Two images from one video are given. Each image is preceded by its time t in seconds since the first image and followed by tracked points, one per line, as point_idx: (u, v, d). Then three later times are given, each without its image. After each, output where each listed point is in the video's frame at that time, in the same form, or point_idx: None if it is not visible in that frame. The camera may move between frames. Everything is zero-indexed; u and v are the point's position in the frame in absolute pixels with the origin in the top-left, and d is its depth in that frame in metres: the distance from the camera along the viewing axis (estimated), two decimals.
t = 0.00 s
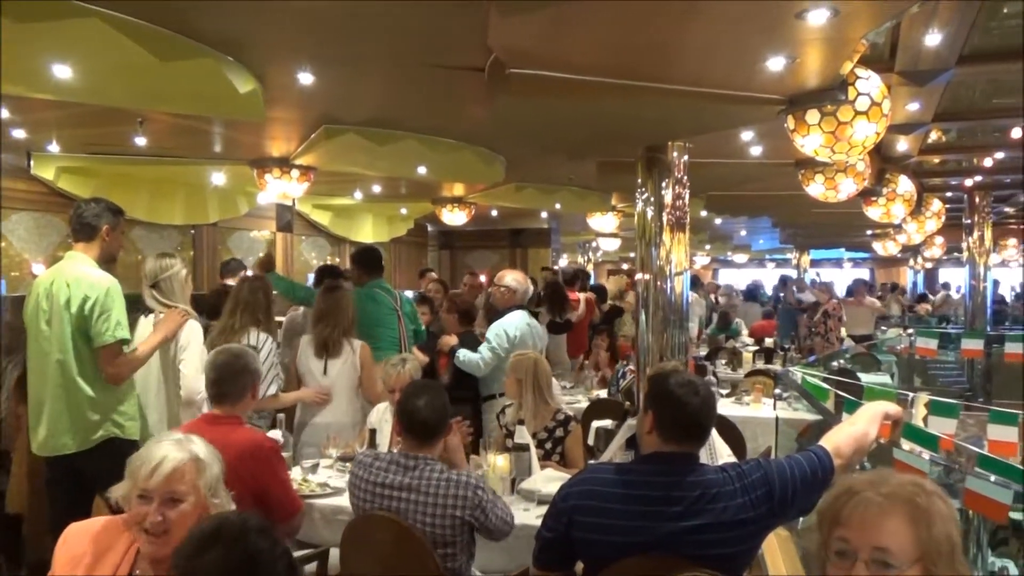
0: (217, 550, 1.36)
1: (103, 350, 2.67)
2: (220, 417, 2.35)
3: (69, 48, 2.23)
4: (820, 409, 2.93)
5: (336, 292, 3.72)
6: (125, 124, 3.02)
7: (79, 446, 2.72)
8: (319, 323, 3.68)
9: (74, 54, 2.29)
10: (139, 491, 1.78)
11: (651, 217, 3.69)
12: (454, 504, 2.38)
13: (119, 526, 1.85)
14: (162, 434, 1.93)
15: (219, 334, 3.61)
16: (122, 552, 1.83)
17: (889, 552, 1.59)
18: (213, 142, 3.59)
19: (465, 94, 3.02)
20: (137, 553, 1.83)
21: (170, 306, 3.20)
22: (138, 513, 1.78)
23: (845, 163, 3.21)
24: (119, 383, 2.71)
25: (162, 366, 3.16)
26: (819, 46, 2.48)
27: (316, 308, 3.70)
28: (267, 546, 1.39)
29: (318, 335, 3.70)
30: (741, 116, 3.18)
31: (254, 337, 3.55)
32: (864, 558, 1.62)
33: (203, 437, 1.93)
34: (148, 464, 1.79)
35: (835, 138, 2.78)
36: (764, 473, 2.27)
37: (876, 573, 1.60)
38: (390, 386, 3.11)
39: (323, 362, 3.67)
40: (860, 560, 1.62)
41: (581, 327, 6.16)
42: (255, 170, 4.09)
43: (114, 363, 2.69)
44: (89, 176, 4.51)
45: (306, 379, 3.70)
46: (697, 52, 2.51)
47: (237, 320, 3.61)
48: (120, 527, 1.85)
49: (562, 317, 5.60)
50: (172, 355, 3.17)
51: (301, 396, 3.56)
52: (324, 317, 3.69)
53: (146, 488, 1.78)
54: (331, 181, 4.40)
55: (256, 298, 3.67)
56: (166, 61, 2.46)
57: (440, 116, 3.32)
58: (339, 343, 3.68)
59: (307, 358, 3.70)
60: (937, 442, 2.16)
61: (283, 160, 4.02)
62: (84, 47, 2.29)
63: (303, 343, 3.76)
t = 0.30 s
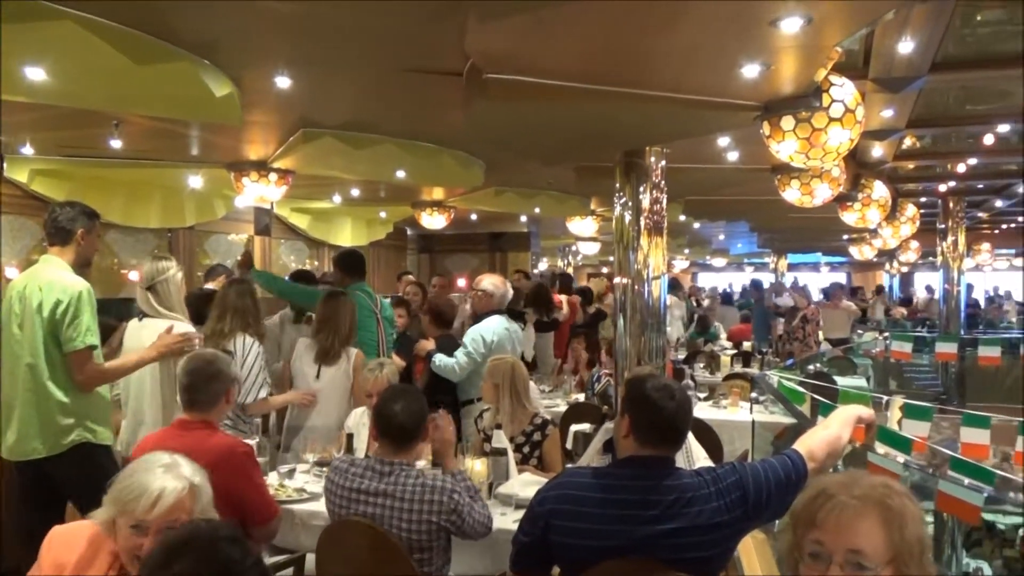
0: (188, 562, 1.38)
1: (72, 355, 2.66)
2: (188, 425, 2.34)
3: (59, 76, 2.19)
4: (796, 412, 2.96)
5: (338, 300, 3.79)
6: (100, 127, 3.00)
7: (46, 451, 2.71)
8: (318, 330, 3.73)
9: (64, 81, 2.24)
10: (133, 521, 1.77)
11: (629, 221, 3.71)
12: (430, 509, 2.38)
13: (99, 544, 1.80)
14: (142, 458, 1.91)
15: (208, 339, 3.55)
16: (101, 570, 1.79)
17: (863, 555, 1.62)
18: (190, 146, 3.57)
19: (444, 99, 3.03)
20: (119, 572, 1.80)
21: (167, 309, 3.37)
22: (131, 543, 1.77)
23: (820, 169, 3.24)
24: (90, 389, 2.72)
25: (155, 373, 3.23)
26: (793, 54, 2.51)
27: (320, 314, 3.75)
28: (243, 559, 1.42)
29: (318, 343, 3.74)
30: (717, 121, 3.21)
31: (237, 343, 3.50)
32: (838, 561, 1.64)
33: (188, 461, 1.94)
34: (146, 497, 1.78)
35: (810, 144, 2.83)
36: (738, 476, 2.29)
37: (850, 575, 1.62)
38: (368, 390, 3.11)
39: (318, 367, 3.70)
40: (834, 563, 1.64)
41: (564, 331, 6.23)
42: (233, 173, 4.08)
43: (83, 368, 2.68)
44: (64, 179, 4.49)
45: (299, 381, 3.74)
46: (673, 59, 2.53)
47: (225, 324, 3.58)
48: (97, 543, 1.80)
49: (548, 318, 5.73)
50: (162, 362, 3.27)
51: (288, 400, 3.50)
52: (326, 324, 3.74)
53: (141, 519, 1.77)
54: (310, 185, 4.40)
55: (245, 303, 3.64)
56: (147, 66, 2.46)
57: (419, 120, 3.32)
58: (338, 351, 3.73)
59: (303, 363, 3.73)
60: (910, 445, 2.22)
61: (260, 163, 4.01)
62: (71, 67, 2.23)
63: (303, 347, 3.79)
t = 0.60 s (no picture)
0: (168, 557, 1.38)
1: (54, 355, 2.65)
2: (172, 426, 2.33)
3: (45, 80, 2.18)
4: (777, 415, 2.97)
5: (335, 303, 3.80)
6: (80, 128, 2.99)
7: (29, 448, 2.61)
8: (315, 331, 3.72)
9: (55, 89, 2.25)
10: (125, 525, 1.76)
11: (612, 224, 3.73)
12: (412, 511, 2.37)
13: (88, 547, 1.79)
14: (128, 462, 1.90)
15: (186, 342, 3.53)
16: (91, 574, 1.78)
17: (846, 558, 1.64)
18: (173, 146, 3.56)
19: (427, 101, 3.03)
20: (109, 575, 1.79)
21: (158, 314, 3.34)
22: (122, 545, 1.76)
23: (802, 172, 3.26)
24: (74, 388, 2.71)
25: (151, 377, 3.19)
26: (774, 59, 2.53)
27: (315, 315, 3.76)
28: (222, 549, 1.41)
29: (312, 344, 3.75)
30: (700, 125, 3.22)
31: (217, 347, 3.47)
32: (822, 563, 1.65)
33: (177, 462, 1.94)
34: (136, 500, 1.77)
35: (791, 148, 2.85)
36: (719, 479, 2.30)
37: None
38: (351, 392, 3.12)
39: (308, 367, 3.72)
40: (818, 565, 1.66)
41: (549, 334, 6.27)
42: (215, 175, 4.06)
43: (66, 369, 2.67)
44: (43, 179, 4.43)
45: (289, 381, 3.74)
46: (655, 63, 2.54)
47: (200, 327, 3.57)
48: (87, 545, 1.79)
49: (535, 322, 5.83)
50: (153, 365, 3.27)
51: (274, 400, 3.49)
52: (321, 325, 3.75)
53: (134, 523, 1.76)
54: (294, 187, 4.38)
55: (220, 306, 3.64)
56: (125, 65, 2.43)
57: (402, 122, 3.32)
58: (332, 353, 3.72)
59: (295, 363, 3.76)
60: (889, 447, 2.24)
61: (243, 164, 3.99)
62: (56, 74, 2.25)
63: (296, 346, 3.80)
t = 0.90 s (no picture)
0: (144, 550, 1.38)
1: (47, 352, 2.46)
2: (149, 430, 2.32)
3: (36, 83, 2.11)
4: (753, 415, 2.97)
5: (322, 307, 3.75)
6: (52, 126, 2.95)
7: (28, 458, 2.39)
8: (303, 334, 3.66)
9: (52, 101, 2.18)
10: (103, 520, 1.77)
11: (590, 225, 3.75)
12: (387, 513, 2.37)
13: (57, 552, 1.76)
14: (93, 460, 1.90)
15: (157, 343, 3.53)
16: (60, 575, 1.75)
17: (827, 561, 1.65)
18: (148, 146, 3.53)
19: (404, 102, 3.02)
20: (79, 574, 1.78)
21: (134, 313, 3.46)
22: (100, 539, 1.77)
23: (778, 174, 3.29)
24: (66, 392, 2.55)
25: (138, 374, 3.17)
26: (750, 62, 2.55)
27: (302, 319, 3.70)
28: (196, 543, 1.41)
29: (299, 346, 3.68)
30: (677, 127, 3.24)
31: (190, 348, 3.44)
32: (803, 567, 1.65)
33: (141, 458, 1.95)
34: (112, 494, 1.79)
35: (766, 151, 2.88)
36: (693, 479, 2.31)
37: None
38: (328, 392, 3.13)
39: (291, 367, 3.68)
40: (799, 570, 1.65)
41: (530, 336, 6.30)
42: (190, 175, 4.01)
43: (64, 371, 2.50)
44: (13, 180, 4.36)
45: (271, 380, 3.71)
46: (631, 65, 2.55)
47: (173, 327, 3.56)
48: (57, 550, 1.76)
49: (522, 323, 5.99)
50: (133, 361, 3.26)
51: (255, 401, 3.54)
52: (308, 328, 3.68)
53: (113, 517, 1.78)
54: (272, 187, 4.36)
55: (195, 307, 3.63)
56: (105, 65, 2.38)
57: (380, 123, 3.31)
58: (316, 354, 3.65)
59: (277, 363, 3.73)
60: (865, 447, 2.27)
61: (219, 164, 3.97)
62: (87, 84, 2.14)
63: (280, 348, 3.76)
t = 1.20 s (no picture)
0: (123, 539, 1.52)
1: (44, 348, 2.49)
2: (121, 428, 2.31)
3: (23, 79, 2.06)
4: (734, 413, 2.98)
5: (298, 304, 3.75)
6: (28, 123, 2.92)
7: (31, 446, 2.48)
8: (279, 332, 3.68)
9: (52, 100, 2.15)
10: (55, 509, 1.74)
11: (572, 224, 3.76)
12: (368, 511, 2.37)
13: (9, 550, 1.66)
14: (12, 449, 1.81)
15: (151, 341, 3.48)
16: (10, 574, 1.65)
17: (823, 555, 1.63)
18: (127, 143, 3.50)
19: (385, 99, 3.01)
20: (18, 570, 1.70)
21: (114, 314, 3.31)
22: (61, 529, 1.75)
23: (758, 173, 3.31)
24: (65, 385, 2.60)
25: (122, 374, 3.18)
26: (731, 60, 2.56)
27: (276, 317, 3.72)
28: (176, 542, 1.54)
29: (275, 345, 3.72)
30: (659, 126, 3.25)
31: (180, 350, 3.40)
32: (802, 565, 1.61)
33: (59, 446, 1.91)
34: (59, 479, 1.77)
35: (746, 149, 2.90)
36: (674, 476, 2.31)
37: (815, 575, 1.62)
38: (309, 390, 3.12)
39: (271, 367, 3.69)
40: (798, 568, 1.61)
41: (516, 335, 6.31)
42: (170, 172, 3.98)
43: (63, 367, 2.56)
44: None
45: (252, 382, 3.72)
46: (612, 63, 2.55)
47: (168, 326, 3.51)
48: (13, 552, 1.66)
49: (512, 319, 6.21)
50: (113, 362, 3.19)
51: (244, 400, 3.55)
52: (284, 326, 3.72)
53: (64, 503, 1.76)
54: (254, 185, 4.33)
55: (192, 306, 3.55)
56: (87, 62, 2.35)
57: (362, 121, 3.30)
58: (291, 353, 3.68)
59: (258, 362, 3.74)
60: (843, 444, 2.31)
61: (199, 162, 3.93)
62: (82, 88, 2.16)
63: (257, 347, 3.78)
